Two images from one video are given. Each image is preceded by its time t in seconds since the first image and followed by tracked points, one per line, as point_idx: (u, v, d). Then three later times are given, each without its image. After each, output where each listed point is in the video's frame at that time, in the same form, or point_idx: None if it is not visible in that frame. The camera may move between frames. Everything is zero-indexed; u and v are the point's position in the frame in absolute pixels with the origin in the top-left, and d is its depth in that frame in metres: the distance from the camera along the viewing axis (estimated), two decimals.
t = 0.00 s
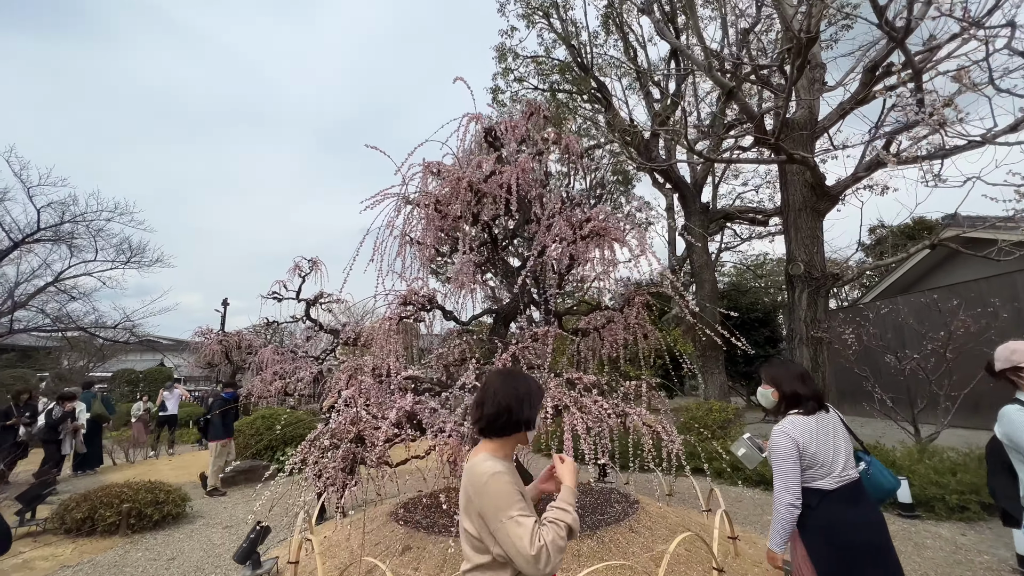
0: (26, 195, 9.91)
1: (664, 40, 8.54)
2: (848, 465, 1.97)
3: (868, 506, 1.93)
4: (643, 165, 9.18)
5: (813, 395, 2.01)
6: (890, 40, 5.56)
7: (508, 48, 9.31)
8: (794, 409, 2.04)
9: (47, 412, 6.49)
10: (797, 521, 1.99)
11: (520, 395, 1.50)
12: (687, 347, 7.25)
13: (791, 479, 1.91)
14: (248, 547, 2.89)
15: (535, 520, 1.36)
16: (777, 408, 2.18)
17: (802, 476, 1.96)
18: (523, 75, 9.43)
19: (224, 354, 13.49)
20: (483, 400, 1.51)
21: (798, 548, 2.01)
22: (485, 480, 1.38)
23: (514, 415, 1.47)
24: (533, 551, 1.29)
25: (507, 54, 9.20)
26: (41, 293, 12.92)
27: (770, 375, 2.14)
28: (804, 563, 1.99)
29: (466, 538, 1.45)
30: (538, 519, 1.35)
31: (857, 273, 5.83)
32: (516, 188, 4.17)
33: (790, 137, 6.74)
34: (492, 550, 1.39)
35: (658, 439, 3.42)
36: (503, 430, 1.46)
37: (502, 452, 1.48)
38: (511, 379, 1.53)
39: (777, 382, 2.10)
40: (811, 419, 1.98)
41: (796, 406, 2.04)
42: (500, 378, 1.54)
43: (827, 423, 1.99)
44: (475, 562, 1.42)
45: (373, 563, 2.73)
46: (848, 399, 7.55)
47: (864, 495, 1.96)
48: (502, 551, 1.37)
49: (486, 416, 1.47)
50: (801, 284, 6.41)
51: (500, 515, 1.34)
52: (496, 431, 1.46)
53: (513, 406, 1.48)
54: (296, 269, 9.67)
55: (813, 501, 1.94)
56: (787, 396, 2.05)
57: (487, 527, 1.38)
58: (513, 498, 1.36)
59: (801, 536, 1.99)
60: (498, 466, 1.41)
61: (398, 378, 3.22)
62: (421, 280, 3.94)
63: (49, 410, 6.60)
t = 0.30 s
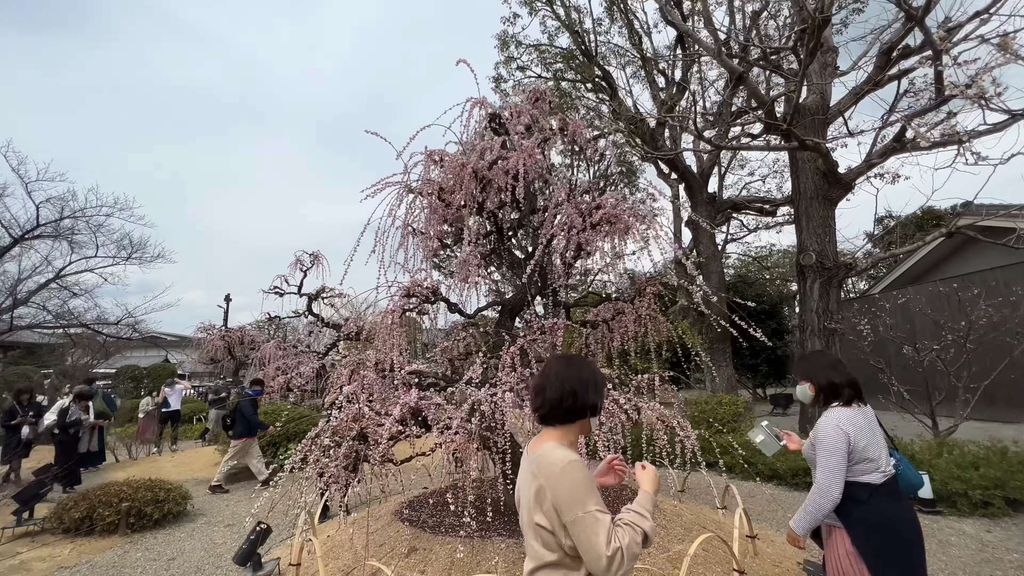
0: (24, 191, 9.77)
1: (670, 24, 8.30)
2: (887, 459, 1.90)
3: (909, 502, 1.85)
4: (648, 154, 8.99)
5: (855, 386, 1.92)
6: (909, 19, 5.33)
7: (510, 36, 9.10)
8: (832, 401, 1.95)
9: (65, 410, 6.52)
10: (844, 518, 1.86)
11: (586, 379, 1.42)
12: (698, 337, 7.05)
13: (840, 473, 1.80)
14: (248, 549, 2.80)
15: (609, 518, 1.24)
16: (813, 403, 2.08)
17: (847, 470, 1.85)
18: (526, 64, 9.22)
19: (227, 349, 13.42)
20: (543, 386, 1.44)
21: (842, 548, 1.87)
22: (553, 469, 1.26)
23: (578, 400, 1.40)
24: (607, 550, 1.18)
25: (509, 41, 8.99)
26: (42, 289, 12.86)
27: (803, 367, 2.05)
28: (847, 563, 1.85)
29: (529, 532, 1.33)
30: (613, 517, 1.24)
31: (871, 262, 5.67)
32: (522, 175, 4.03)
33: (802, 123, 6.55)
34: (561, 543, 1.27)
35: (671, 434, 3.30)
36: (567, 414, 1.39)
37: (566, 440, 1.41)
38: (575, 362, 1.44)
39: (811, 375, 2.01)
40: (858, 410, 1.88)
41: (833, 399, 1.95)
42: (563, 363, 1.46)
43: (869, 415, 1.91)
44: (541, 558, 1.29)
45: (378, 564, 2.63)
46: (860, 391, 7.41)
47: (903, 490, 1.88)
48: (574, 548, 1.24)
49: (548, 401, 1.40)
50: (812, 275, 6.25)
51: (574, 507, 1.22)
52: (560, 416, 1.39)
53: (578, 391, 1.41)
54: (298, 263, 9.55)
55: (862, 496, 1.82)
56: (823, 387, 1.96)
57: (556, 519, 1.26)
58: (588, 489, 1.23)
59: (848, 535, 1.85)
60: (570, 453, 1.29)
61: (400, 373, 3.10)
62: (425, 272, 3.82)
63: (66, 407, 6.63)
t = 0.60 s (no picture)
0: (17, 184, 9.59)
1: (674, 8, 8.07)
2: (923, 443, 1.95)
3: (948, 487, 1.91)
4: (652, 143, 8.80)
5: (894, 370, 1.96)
6: None
7: (510, 22, 8.90)
8: (871, 385, 1.99)
9: (76, 405, 6.46)
10: (905, 506, 1.83)
11: (645, 364, 1.31)
12: (703, 328, 6.92)
13: (897, 455, 1.81)
14: (241, 547, 2.69)
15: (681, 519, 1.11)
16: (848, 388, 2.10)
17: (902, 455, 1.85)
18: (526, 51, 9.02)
19: (226, 344, 13.31)
20: (598, 371, 1.34)
21: (900, 538, 1.84)
22: (618, 459, 1.15)
23: (637, 385, 1.29)
24: (679, 554, 1.05)
25: (508, 27, 8.78)
26: (40, 284, 12.76)
27: (840, 351, 2.07)
28: (905, 552, 1.81)
29: (585, 530, 1.22)
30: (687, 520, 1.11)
31: (882, 250, 5.52)
32: (524, 159, 3.87)
33: (811, 108, 6.36)
34: (626, 543, 1.15)
35: (680, 427, 3.18)
36: (625, 401, 1.29)
37: (625, 430, 1.32)
38: (633, 345, 1.33)
39: (848, 359, 2.04)
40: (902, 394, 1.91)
41: (872, 383, 1.99)
42: (619, 346, 1.35)
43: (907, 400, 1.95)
44: (602, 558, 1.18)
45: (376, 564, 2.52)
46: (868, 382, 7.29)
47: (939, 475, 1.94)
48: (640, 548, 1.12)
49: (603, 387, 1.32)
50: (821, 264, 6.09)
51: (642, 502, 1.10)
52: (618, 403, 1.30)
53: (635, 377, 1.29)
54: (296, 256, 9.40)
55: (918, 481, 1.82)
56: (861, 371, 1.99)
57: (622, 516, 1.15)
58: (659, 482, 1.11)
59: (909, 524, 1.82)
60: (637, 443, 1.17)
61: (397, 365, 2.97)
62: (423, 261, 3.68)
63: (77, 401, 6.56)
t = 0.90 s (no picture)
0: (6, 176, 9.40)
1: None
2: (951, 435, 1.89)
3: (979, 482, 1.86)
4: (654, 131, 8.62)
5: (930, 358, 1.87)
6: None
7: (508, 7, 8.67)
8: (905, 371, 1.90)
9: (84, 400, 6.36)
10: (949, 500, 1.74)
11: (727, 349, 1.17)
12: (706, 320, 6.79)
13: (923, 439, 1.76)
14: (224, 548, 2.55)
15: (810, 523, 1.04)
16: (877, 374, 2.00)
17: (932, 442, 1.80)
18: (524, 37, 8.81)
19: (222, 338, 13.16)
20: (670, 356, 1.20)
21: (943, 535, 1.73)
22: (726, 467, 1.02)
23: (719, 374, 1.15)
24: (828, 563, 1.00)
25: (506, 13, 8.56)
26: (32, 279, 12.58)
27: (872, 334, 1.98)
28: (950, 547, 1.71)
29: (680, 553, 1.06)
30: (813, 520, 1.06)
31: (890, 238, 5.38)
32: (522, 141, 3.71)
33: (817, 93, 6.18)
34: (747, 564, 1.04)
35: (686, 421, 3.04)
36: (708, 393, 1.15)
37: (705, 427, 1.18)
38: (710, 328, 1.19)
39: (880, 343, 1.94)
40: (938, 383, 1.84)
41: (906, 369, 1.90)
42: (693, 328, 1.21)
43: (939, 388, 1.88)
44: None
45: (366, 566, 2.40)
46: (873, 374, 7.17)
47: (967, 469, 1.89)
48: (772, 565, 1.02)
49: (679, 374, 1.17)
50: (827, 253, 5.94)
51: (768, 514, 1.00)
52: (702, 396, 1.16)
53: (719, 362, 1.15)
54: (291, 248, 9.24)
55: (961, 473, 1.75)
56: (895, 356, 1.90)
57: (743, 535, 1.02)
58: (779, 489, 1.01)
59: (953, 521, 1.72)
60: (742, 446, 1.05)
61: (388, 357, 2.83)
62: (417, 248, 3.52)
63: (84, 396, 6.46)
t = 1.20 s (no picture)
0: None
1: None
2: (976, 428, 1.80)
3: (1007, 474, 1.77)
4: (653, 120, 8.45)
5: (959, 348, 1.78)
6: None
7: None
8: (938, 360, 1.80)
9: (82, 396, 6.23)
10: (985, 494, 1.64)
11: (826, 331, 1.07)
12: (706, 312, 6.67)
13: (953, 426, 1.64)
14: (204, 551, 2.41)
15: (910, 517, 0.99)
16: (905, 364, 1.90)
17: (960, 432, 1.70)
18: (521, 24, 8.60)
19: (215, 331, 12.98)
20: (764, 337, 1.08)
21: (977, 532, 1.63)
22: (843, 467, 0.91)
23: (818, 359, 1.05)
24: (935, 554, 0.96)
25: None
26: (21, 272, 12.38)
27: (904, 321, 1.86)
28: (984, 544, 1.61)
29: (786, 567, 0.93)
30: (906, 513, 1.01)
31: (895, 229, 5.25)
32: (518, 124, 3.55)
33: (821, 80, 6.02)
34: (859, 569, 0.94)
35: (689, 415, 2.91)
36: (806, 380, 1.04)
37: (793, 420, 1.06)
38: (806, 307, 1.08)
39: (912, 331, 1.83)
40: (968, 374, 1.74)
41: (939, 358, 1.79)
42: (789, 302, 1.09)
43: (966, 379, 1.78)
44: None
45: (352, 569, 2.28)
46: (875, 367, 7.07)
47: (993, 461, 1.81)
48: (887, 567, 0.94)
49: (779, 358, 1.04)
50: (830, 244, 5.82)
51: (891, 515, 0.91)
52: (798, 383, 1.04)
53: (822, 340, 1.05)
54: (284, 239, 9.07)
55: (996, 467, 1.66)
56: (929, 344, 1.79)
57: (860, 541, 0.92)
58: (891, 489, 0.92)
59: (988, 517, 1.63)
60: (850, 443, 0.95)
61: (376, 348, 2.69)
62: (408, 235, 3.37)
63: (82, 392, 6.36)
